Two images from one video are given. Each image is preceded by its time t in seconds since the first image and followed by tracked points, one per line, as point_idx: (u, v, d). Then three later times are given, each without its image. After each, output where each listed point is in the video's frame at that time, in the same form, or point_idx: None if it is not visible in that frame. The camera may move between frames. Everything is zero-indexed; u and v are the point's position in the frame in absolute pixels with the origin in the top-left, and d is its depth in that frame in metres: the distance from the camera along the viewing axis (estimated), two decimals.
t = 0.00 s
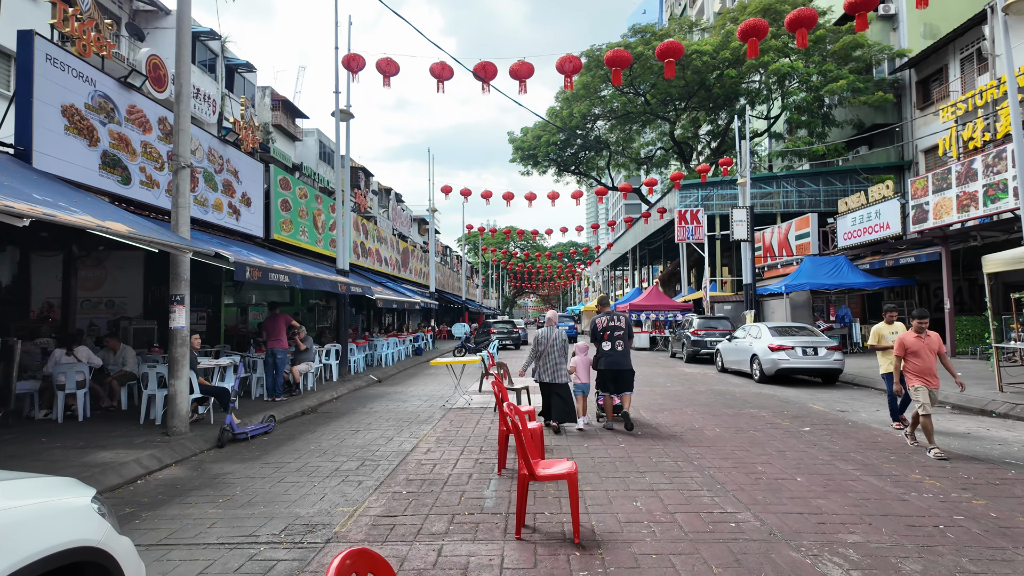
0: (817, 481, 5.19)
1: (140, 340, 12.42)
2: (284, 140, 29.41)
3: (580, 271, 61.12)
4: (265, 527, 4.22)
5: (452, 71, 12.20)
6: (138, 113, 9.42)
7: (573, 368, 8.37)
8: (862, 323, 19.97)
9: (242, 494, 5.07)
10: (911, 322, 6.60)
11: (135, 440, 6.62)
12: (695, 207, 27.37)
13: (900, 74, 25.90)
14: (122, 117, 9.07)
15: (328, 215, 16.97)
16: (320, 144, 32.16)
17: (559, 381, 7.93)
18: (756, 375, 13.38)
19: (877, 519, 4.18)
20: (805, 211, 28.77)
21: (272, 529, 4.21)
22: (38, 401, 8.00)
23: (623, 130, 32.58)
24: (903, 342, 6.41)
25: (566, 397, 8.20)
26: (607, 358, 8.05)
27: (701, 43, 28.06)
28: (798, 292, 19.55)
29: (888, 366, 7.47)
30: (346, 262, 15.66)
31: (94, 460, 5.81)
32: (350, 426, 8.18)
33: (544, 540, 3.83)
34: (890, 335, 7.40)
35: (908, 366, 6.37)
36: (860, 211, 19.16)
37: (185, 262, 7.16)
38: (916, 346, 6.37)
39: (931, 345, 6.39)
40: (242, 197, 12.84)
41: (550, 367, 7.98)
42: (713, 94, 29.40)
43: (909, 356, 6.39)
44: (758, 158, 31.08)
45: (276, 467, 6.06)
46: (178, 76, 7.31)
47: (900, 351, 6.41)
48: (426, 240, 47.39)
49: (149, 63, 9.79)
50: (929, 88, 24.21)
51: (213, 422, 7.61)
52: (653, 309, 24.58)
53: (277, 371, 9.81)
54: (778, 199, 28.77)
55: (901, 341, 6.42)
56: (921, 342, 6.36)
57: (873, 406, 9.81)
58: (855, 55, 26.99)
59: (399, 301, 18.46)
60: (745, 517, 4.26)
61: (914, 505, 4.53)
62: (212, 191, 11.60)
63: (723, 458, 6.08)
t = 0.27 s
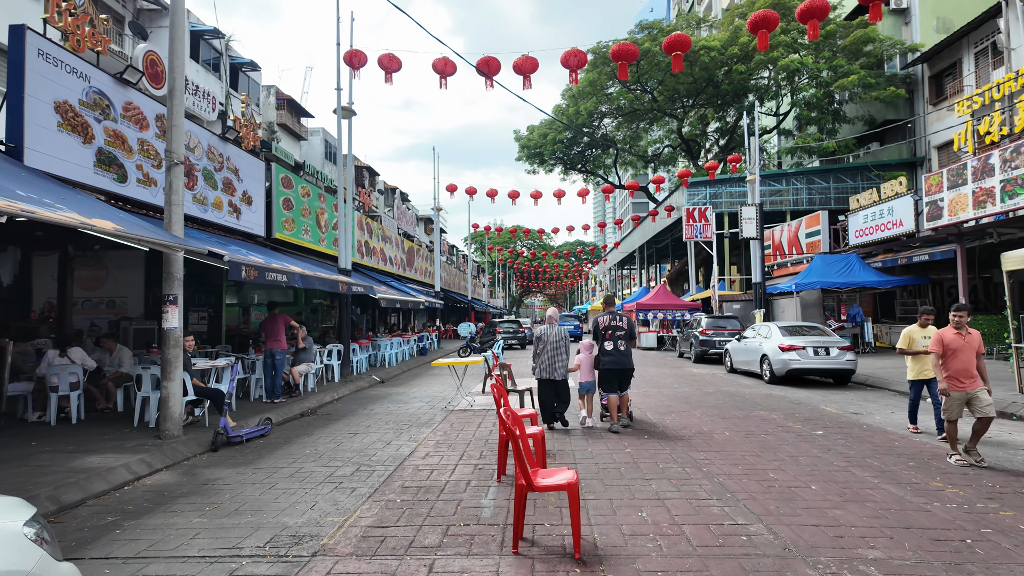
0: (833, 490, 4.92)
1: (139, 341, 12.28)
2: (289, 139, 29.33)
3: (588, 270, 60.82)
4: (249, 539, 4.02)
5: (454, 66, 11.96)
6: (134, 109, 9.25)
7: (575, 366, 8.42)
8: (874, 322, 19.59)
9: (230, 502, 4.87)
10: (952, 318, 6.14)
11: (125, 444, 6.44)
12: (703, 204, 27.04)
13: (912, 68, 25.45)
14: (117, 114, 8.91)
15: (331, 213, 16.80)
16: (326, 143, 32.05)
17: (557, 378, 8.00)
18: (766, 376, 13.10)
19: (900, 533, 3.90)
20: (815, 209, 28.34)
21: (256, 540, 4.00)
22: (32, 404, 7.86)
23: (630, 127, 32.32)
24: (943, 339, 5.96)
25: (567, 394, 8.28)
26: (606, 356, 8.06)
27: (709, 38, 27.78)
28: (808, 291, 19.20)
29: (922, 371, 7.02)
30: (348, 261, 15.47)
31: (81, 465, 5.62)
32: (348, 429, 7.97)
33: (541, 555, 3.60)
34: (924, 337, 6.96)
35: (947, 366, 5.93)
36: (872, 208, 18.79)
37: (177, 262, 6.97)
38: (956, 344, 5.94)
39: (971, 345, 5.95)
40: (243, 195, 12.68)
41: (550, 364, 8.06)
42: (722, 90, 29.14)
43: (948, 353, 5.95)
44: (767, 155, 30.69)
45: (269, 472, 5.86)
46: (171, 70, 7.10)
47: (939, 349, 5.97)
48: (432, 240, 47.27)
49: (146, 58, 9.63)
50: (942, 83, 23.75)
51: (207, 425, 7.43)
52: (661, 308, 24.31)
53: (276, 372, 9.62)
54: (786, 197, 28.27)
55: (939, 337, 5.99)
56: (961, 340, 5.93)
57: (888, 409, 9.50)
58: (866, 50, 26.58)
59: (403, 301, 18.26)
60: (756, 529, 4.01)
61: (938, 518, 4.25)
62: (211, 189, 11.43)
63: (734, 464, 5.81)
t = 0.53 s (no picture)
0: (841, 496, 4.66)
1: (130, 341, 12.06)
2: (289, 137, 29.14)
3: (590, 269, 60.52)
4: (221, 551, 3.79)
5: (451, 60, 11.68)
6: (122, 103, 9.03)
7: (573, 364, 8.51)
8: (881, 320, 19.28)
9: (207, 509, 4.64)
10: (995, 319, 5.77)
11: (105, 447, 6.21)
12: (706, 202, 26.73)
13: (918, 64, 25.02)
14: (104, 108, 8.70)
15: (328, 211, 16.58)
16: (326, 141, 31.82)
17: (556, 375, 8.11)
18: (770, 376, 12.84)
19: (914, 544, 3.64)
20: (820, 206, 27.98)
21: (228, 551, 3.77)
22: (14, 405, 7.64)
23: (633, 124, 32.02)
24: (988, 340, 5.58)
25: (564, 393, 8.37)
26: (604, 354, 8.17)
27: (712, 33, 27.45)
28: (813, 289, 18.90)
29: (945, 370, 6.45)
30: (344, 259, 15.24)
31: (56, 470, 5.40)
32: (339, 431, 7.75)
33: (529, 570, 3.36)
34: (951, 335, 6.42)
35: (991, 370, 5.56)
36: (878, 204, 18.47)
37: (162, 259, 6.75)
38: (1000, 347, 5.59)
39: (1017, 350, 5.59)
40: (236, 192, 12.47)
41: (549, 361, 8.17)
42: (725, 86, 28.83)
43: (992, 356, 5.58)
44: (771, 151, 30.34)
45: (252, 477, 5.63)
46: (155, 60, 6.87)
47: (983, 351, 5.58)
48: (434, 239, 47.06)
49: (135, 52, 9.41)
50: (949, 78, 23.36)
51: (193, 427, 7.22)
52: (664, 307, 24.02)
53: (267, 372, 9.41)
54: (791, 194, 27.88)
55: (984, 338, 5.60)
56: (1007, 343, 5.58)
57: (896, 410, 9.22)
58: (871, 45, 26.25)
59: (402, 300, 18.03)
60: (759, 540, 3.76)
61: (954, 527, 3.99)
62: (204, 186, 11.22)
63: (737, 468, 5.55)
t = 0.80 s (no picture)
0: (856, 509, 4.40)
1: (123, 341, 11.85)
2: (291, 136, 28.97)
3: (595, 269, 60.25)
4: (197, 567, 3.57)
5: (452, 55, 11.43)
6: (114, 100, 8.84)
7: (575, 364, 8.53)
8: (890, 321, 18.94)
9: (188, 521, 4.43)
10: None
11: (89, 453, 6.00)
12: (712, 200, 26.42)
13: (928, 60, 24.70)
14: (95, 104, 8.51)
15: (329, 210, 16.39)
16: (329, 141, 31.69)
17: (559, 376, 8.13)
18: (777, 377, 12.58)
19: (940, 566, 3.37)
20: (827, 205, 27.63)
21: (204, 569, 3.55)
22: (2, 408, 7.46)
23: (637, 122, 31.75)
24: None
25: (565, 393, 8.39)
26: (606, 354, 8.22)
27: (718, 30, 27.16)
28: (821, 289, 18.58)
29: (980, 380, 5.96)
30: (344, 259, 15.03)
31: (35, 477, 5.18)
32: (333, 435, 7.52)
33: None
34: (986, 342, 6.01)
35: None
36: (887, 202, 18.14)
37: (149, 258, 6.54)
38: None
39: None
40: (234, 191, 12.29)
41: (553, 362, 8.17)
42: (731, 84, 28.54)
43: None
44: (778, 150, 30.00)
45: (239, 485, 5.42)
46: (141, 52, 6.66)
47: None
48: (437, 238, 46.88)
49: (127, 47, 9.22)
50: (959, 74, 22.93)
51: (184, 431, 7.01)
52: (669, 307, 23.74)
53: (262, 374, 9.19)
54: (798, 192, 27.53)
55: None
56: None
57: (909, 413, 8.93)
58: (879, 42, 25.93)
59: (403, 300, 17.81)
60: (771, 559, 3.51)
61: (981, 544, 3.72)
62: (199, 184, 11.03)
63: (745, 477, 5.28)
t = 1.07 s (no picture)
0: (878, 517, 4.13)
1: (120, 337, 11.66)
2: (295, 134, 28.81)
3: (600, 268, 59.95)
4: None
5: (454, 48, 11.18)
6: (109, 92, 8.67)
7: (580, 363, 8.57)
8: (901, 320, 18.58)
9: (170, 527, 4.21)
10: None
11: (76, 453, 5.79)
12: (720, 198, 26.10)
13: (939, 56, 24.28)
14: (89, 96, 8.33)
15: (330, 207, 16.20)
16: (333, 139, 31.56)
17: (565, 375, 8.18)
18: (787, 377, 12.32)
19: None
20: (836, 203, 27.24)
21: None
22: None
23: (644, 120, 31.47)
24: None
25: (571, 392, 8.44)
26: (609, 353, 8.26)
27: (726, 26, 26.84)
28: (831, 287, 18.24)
29: None
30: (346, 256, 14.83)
31: (17, 479, 4.98)
32: (330, 436, 7.30)
33: None
34: None
35: None
36: (899, 199, 17.79)
37: (140, 253, 6.34)
38: None
39: None
40: (233, 187, 12.10)
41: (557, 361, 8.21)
42: (739, 81, 28.23)
43: None
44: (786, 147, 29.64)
45: (229, 488, 5.20)
46: (132, 41, 6.46)
47: None
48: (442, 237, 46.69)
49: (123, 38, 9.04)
50: (971, 70, 22.51)
51: (176, 431, 6.80)
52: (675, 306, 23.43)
53: (260, 373, 8.99)
54: (807, 190, 27.16)
55: None
56: None
57: (926, 415, 8.63)
58: (890, 37, 25.59)
59: (406, 298, 17.59)
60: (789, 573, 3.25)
61: (1016, 557, 3.45)
62: (198, 179, 10.85)
63: (757, 482, 5.02)
